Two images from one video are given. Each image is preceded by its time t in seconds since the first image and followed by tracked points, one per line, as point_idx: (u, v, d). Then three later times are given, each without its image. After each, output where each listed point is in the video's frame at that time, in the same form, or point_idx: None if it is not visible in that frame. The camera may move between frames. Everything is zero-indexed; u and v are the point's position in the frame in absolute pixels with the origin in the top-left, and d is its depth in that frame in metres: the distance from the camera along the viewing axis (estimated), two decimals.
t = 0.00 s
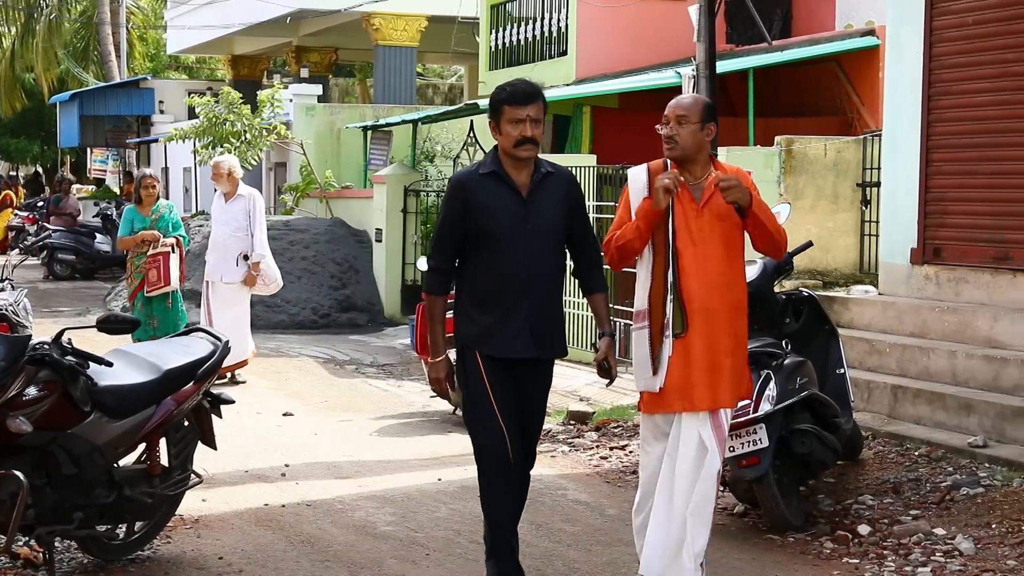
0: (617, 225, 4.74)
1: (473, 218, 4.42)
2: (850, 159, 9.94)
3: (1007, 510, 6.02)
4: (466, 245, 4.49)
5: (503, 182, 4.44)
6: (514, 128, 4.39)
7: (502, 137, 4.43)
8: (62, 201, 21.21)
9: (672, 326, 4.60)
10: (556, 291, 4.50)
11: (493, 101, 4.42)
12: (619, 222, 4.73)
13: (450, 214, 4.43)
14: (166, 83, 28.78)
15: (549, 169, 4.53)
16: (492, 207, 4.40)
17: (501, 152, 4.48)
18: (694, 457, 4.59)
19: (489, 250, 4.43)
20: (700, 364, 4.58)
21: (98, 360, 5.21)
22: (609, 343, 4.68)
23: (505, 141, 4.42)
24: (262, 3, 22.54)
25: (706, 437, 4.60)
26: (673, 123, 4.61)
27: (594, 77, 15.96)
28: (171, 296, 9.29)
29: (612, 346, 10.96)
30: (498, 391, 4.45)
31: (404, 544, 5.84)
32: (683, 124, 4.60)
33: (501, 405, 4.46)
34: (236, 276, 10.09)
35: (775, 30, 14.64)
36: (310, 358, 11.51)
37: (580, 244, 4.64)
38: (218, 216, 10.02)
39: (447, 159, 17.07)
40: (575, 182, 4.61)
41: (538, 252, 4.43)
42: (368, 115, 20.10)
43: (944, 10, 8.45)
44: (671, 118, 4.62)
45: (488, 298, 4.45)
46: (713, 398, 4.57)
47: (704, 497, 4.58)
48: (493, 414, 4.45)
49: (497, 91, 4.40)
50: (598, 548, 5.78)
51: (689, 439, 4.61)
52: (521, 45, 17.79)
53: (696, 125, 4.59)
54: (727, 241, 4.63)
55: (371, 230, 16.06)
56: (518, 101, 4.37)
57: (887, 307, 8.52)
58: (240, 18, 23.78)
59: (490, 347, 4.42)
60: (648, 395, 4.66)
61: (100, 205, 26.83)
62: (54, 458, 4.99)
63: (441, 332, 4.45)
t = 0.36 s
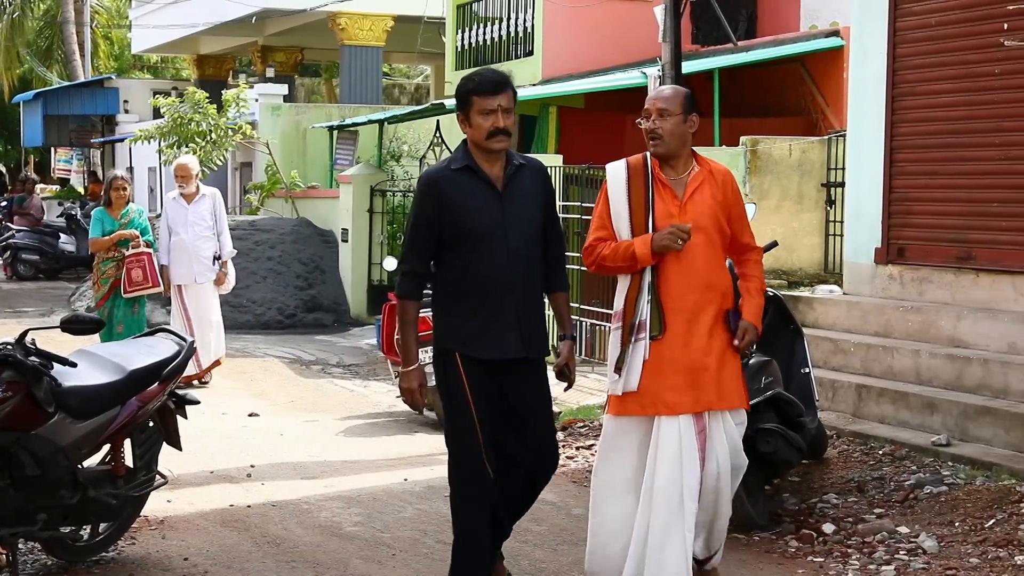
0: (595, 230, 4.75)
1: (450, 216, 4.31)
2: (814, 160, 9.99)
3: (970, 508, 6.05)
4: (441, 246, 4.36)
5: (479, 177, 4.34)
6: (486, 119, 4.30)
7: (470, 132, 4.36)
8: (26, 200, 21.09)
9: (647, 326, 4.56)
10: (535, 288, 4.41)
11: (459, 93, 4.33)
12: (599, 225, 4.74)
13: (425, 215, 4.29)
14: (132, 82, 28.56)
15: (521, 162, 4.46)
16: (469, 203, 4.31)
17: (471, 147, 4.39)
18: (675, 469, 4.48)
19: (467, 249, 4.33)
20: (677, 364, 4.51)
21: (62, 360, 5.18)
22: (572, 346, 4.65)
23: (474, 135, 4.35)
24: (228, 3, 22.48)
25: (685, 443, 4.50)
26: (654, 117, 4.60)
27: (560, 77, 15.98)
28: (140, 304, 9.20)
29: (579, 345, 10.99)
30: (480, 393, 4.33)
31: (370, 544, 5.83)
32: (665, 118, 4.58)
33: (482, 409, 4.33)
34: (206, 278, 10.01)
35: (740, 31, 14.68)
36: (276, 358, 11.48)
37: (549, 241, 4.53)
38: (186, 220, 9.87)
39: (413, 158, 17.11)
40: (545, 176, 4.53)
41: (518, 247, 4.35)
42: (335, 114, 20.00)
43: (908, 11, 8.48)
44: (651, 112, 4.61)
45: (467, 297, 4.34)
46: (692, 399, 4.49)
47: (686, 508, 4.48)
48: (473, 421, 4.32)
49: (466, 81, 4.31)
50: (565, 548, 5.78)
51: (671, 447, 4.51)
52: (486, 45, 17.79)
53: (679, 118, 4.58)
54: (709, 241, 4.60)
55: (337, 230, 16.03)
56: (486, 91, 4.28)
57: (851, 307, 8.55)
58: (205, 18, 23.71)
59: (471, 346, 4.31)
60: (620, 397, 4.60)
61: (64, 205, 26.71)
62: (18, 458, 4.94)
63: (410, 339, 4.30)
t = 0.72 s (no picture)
0: (600, 233, 4.57)
1: (422, 214, 4.07)
2: (776, 160, 10.15)
3: (930, 506, 6.09)
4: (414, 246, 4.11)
5: (452, 175, 4.10)
6: (462, 115, 4.06)
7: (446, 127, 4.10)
8: None
9: (647, 339, 4.42)
10: (513, 291, 4.17)
11: (436, 87, 4.09)
12: (605, 229, 4.56)
13: (397, 214, 4.05)
14: (94, 81, 28.38)
15: (499, 158, 4.21)
16: (442, 201, 4.06)
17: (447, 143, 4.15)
18: (673, 489, 4.37)
19: (439, 247, 4.08)
20: (675, 381, 4.39)
21: (22, 362, 5.15)
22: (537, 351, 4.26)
23: (450, 131, 4.10)
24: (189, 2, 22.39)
25: (682, 462, 4.38)
26: (686, 128, 4.37)
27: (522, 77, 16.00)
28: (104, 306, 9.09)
29: (542, 345, 11.00)
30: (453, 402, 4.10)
31: (332, 544, 5.82)
32: (692, 127, 4.37)
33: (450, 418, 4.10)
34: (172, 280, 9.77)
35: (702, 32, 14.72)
36: (239, 359, 11.44)
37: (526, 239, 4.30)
38: (150, 220, 9.69)
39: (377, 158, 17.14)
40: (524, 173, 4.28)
41: (494, 247, 4.11)
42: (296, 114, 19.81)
43: (868, 12, 8.54)
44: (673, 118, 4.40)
45: (438, 299, 4.10)
46: (688, 416, 4.38)
47: (685, 530, 4.36)
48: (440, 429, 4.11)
49: (443, 75, 4.07)
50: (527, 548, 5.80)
51: (669, 466, 4.39)
52: (448, 45, 17.78)
53: (702, 128, 4.38)
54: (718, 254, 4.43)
55: (299, 230, 15.99)
56: (464, 86, 4.04)
57: (812, 307, 8.59)
58: (167, 17, 23.60)
59: (441, 350, 4.08)
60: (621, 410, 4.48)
61: (25, 206, 26.52)
62: None
63: (405, 328, 4.00)
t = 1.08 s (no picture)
0: (615, 230, 4.34)
1: (426, 218, 3.88)
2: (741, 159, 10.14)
3: (896, 504, 6.11)
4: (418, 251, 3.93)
5: (461, 179, 3.91)
6: (477, 119, 3.89)
7: (460, 129, 3.94)
8: None
9: (671, 341, 4.22)
10: (520, 306, 3.95)
11: (452, 87, 3.93)
12: (619, 226, 4.33)
13: (400, 215, 3.87)
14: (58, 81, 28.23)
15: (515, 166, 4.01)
16: (448, 205, 3.88)
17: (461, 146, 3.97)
18: (707, 494, 4.19)
19: (442, 254, 3.89)
20: (702, 385, 4.19)
21: None
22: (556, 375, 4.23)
23: (465, 132, 3.92)
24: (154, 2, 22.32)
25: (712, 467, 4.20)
26: (717, 123, 4.17)
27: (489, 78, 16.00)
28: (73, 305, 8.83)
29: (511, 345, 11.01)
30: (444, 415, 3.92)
31: (299, 545, 5.81)
32: (714, 121, 4.18)
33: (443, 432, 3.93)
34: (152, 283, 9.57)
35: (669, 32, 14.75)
36: (205, 360, 11.41)
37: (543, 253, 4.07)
38: (134, 220, 9.45)
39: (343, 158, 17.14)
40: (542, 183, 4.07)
41: (500, 257, 3.90)
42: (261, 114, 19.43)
43: (834, 13, 8.57)
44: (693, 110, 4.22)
45: (439, 308, 3.91)
46: (715, 420, 4.18)
47: (720, 538, 4.18)
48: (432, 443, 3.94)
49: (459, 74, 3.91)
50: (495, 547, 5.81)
51: (700, 471, 4.21)
52: (415, 45, 17.78)
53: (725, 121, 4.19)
54: (741, 253, 4.26)
55: (265, 231, 15.96)
56: (480, 89, 3.88)
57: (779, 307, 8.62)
58: (132, 16, 23.50)
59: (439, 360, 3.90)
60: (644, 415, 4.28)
61: None
62: None
63: (394, 349, 3.89)
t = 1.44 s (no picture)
0: (610, 247, 4.16)
1: (438, 213, 3.75)
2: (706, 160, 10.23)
3: (860, 504, 6.13)
4: (428, 248, 3.79)
5: (475, 175, 3.77)
6: (492, 114, 3.73)
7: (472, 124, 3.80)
8: None
9: (679, 357, 4.01)
10: (534, 306, 3.81)
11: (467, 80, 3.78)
12: (614, 243, 4.15)
13: (413, 209, 3.74)
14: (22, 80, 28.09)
15: (530, 163, 3.86)
16: (460, 200, 3.74)
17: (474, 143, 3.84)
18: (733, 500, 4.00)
19: (455, 252, 3.75)
20: (712, 403, 4.00)
21: None
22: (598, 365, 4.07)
23: (477, 129, 3.78)
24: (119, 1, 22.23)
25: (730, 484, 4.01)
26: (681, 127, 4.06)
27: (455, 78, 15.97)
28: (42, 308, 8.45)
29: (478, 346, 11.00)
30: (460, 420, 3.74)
31: (264, 546, 5.79)
32: (687, 124, 4.06)
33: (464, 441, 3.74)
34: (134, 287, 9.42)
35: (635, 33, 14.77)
36: (170, 360, 11.36)
37: (563, 250, 3.96)
38: (115, 223, 9.35)
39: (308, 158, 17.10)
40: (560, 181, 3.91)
41: (514, 255, 3.76)
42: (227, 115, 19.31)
43: (799, 14, 8.59)
44: (674, 116, 4.07)
45: (452, 309, 3.76)
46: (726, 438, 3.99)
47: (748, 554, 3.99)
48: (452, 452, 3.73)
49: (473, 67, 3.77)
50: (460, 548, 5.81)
51: (718, 487, 4.00)
52: (381, 44, 17.76)
53: (703, 123, 4.06)
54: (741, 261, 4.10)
55: (231, 231, 15.90)
56: (497, 82, 3.71)
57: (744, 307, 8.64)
58: (96, 16, 23.40)
59: (452, 360, 3.73)
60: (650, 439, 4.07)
61: None
62: None
63: (394, 346, 3.80)
